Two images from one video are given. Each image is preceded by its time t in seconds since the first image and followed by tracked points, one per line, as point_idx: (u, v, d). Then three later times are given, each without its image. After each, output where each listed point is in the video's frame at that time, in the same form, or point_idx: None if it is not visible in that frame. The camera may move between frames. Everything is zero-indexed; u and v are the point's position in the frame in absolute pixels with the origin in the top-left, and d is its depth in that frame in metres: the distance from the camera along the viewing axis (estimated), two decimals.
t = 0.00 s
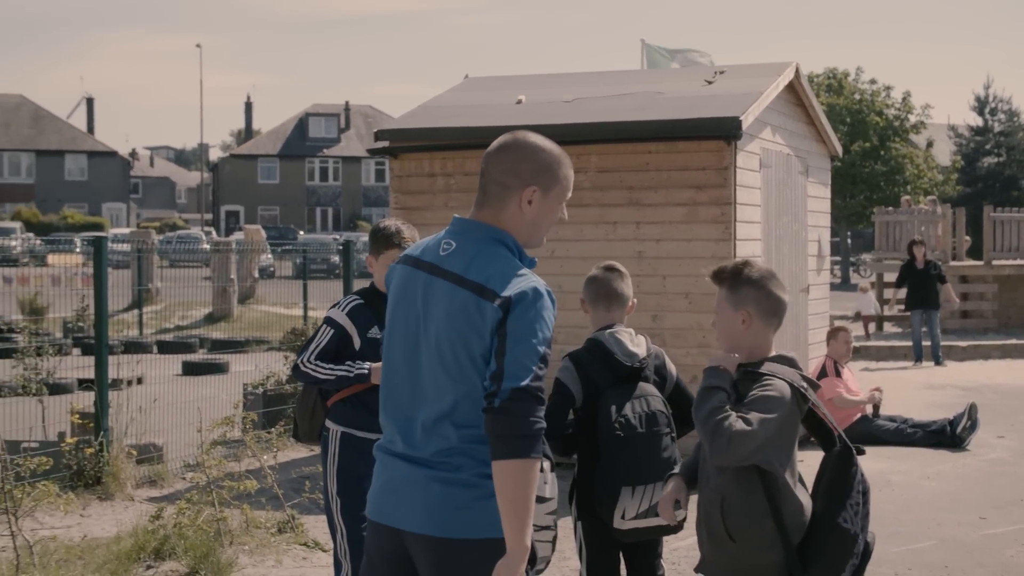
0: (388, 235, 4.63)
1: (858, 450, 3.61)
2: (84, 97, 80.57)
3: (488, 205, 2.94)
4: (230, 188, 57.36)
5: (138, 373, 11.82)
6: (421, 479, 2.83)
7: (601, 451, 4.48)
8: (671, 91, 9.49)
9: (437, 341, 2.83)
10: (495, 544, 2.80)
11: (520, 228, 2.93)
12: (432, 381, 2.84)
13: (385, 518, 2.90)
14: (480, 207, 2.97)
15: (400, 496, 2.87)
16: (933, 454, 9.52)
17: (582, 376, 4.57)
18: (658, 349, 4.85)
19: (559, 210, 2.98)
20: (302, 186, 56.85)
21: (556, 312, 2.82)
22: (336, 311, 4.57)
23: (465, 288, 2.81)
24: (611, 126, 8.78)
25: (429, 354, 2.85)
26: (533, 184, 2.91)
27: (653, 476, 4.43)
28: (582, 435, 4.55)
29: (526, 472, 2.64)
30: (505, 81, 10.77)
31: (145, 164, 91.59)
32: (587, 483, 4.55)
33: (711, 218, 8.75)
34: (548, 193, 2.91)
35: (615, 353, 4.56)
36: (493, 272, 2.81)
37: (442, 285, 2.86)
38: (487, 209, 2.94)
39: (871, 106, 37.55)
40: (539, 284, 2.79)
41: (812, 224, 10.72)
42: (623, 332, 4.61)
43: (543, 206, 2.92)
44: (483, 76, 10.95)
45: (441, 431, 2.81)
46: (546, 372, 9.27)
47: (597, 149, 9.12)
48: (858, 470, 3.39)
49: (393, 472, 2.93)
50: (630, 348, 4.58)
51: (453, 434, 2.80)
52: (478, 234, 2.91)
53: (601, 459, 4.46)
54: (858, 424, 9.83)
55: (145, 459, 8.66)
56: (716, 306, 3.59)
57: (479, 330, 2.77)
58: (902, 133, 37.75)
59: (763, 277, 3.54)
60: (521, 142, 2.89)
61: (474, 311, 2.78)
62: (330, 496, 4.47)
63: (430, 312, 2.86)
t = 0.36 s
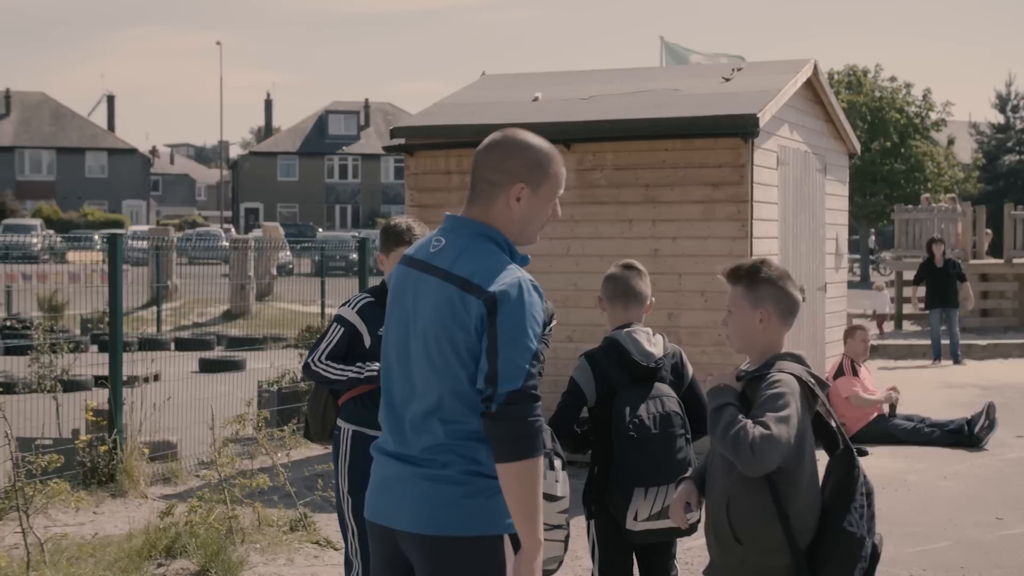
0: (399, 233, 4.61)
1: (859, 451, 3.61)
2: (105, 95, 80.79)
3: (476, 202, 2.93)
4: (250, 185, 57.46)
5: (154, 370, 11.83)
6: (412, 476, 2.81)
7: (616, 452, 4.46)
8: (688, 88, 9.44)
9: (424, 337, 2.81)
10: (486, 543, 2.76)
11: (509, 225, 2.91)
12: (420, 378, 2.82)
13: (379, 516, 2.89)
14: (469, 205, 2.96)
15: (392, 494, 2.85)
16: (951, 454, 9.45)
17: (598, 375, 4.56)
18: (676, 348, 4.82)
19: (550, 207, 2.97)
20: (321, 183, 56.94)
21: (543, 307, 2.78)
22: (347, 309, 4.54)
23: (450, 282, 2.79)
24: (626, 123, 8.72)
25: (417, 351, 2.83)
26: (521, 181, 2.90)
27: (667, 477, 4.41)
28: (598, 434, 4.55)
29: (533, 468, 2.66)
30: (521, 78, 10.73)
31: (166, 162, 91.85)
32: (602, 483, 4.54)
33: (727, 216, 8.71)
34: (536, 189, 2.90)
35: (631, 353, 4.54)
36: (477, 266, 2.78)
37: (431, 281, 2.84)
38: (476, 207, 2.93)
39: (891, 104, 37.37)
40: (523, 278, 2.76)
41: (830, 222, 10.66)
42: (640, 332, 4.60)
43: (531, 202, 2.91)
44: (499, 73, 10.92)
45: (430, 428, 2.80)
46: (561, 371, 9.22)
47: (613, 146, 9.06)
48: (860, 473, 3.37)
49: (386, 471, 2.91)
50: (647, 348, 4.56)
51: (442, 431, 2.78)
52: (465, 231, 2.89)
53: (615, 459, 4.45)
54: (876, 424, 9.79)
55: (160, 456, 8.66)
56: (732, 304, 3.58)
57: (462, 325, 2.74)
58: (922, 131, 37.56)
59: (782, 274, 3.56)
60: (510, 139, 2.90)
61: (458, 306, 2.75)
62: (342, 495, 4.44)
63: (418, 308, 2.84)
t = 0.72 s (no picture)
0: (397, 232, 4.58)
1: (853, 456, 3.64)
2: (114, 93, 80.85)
3: (437, 204, 2.98)
4: (258, 182, 57.45)
5: (159, 369, 11.82)
6: (383, 477, 2.86)
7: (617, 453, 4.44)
8: (693, 87, 9.40)
9: (387, 340, 2.86)
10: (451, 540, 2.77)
11: (470, 225, 2.95)
12: (386, 380, 2.87)
13: (357, 518, 2.94)
14: (431, 210, 3.01)
15: (367, 495, 2.90)
16: (957, 453, 9.41)
17: (600, 376, 4.54)
18: (680, 346, 4.78)
19: (512, 208, 3.00)
20: (329, 181, 56.93)
21: (501, 303, 2.81)
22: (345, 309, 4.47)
23: (408, 284, 2.84)
24: (631, 122, 8.68)
25: (384, 354, 2.88)
26: (480, 180, 2.95)
27: (669, 481, 4.38)
28: (598, 435, 4.55)
29: (528, 460, 2.75)
30: (526, 76, 10.69)
31: (174, 159, 91.90)
32: (603, 484, 4.53)
33: (732, 215, 8.67)
34: (495, 187, 2.94)
35: (633, 353, 4.50)
36: (433, 265, 2.82)
37: (392, 284, 2.89)
38: (437, 209, 2.98)
39: (900, 102, 37.24)
40: (477, 276, 2.79)
41: (836, 221, 10.61)
42: (643, 332, 4.56)
43: (491, 201, 2.95)
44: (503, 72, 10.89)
45: (398, 430, 2.84)
46: (565, 370, 9.19)
47: (618, 145, 9.03)
48: (850, 480, 3.41)
49: (363, 474, 2.96)
50: (650, 349, 4.51)
51: (407, 431, 2.82)
52: (425, 232, 2.93)
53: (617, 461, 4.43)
54: (881, 424, 9.76)
55: (161, 456, 8.65)
56: (737, 303, 3.59)
57: (420, 325, 2.79)
58: (931, 130, 37.44)
59: (786, 277, 3.61)
60: (466, 140, 2.96)
61: (416, 307, 2.80)
62: (342, 495, 4.41)
63: (382, 311, 2.90)
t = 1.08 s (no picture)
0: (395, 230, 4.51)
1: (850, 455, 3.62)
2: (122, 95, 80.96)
3: (397, 208, 3.00)
4: (266, 183, 57.49)
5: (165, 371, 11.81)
6: (352, 477, 2.90)
7: (620, 454, 4.40)
8: (697, 84, 9.36)
9: (350, 340, 2.91)
10: (420, 543, 2.80)
11: (428, 225, 2.96)
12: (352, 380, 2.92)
13: (330, 519, 2.98)
14: (392, 215, 3.03)
15: (340, 496, 2.95)
16: (965, 450, 9.37)
17: (603, 375, 4.52)
18: (684, 349, 4.75)
19: (471, 205, 3.01)
20: (337, 181, 56.95)
21: (456, 300, 2.82)
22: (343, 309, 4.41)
23: (367, 284, 2.87)
24: (634, 120, 8.64)
25: (349, 355, 2.93)
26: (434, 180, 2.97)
27: (673, 482, 4.34)
28: (603, 436, 4.53)
29: (503, 441, 2.76)
30: (529, 75, 10.66)
31: (182, 161, 92.04)
32: (605, 485, 4.50)
33: (736, 212, 8.63)
34: (449, 185, 2.96)
35: (638, 354, 4.47)
36: (388, 265, 2.85)
37: (355, 286, 2.94)
38: (396, 213, 3.00)
39: (907, 97, 37.15)
40: (429, 272, 2.81)
41: (842, 217, 10.56)
42: (648, 332, 4.53)
43: (447, 200, 2.96)
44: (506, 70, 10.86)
45: (363, 429, 2.89)
46: (570, 370, 9.16)
47: (621, 143, 9.00)
48: (851, 478, 3.39)
49: (337, 476, 3.01)
50: (654, 349, 4.49)
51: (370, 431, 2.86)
52: (385, 233, 2.96)
53: (620, 462, 4.40)
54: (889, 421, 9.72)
55: (166, 458, 8.63)
56: (743, 304, 3.63)
57: (377, 324, 2.82)
58: (939, 125, 37.35)
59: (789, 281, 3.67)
60: (417, 141, 2.98)
61: (373, 306, 2.83)
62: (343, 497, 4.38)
63: (344, 314, 2.94)
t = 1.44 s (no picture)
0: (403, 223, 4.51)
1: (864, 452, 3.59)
2: (144, 89, 81.14)
3: (389, 200, 3.14)
4: (287, 176, 57.54)
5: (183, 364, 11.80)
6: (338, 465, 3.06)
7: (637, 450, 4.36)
8: (715, 78, 9.30)
9: (338, 327, 3.06)
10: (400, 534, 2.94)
11: (419, 215, 3.10)
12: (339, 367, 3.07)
13: (320, 505, 3.14)
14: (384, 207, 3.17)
15: (328, 483, 3.10)
16: (985, 448, 9.30)
17: (620, 371, 4.45)
18: (700, 344, 4.70)
19: (459, 196, 3.14)
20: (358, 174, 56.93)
21: (436, 286, 2.94)
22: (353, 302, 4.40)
23: (353, 272, 3.01)
24: (651, 114, 8.59)
25: (337, 342, 3.08)
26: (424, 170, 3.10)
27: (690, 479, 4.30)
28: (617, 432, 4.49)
29: (471, 431, 2.84)
30: (547, 68, 10.61)
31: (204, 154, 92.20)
32: (620, 482, 4.47)
33: (754, 207, 8.57)
34: (439, 175, 3.09)
35: (654, 350, 4.42)
36: (372, 252, 2.99)
37: (345, 274, 3.08)
38: (388, 205, 3.13)
39: (931, 91, 36.91)
40: (410, 257, 2.94)
41: (862, 212, 10.49)
42: (665, 327, 4.50)
43: (437, 190, 3.10)
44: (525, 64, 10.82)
45: (347, 416, 3.03)
46: (587, 365, 9.12)
47: (639, 137, 8.95)
48: (864, 478, 3.40)
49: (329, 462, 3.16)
50: (671, 345, 4.45)
51: (353, 418, 3.01)
52: (377, 224, 3.10)
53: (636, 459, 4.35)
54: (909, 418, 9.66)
55: (181, 450, 8.62)
56: (766, 303, 3.60)
57: (360, 309, 2.96)
58: (963, 120, 37.11)
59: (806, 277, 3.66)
60: (407, 136, 3.12)
61: (356, 292, 2.97)
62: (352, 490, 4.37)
63: (335, 300, 3.08)
